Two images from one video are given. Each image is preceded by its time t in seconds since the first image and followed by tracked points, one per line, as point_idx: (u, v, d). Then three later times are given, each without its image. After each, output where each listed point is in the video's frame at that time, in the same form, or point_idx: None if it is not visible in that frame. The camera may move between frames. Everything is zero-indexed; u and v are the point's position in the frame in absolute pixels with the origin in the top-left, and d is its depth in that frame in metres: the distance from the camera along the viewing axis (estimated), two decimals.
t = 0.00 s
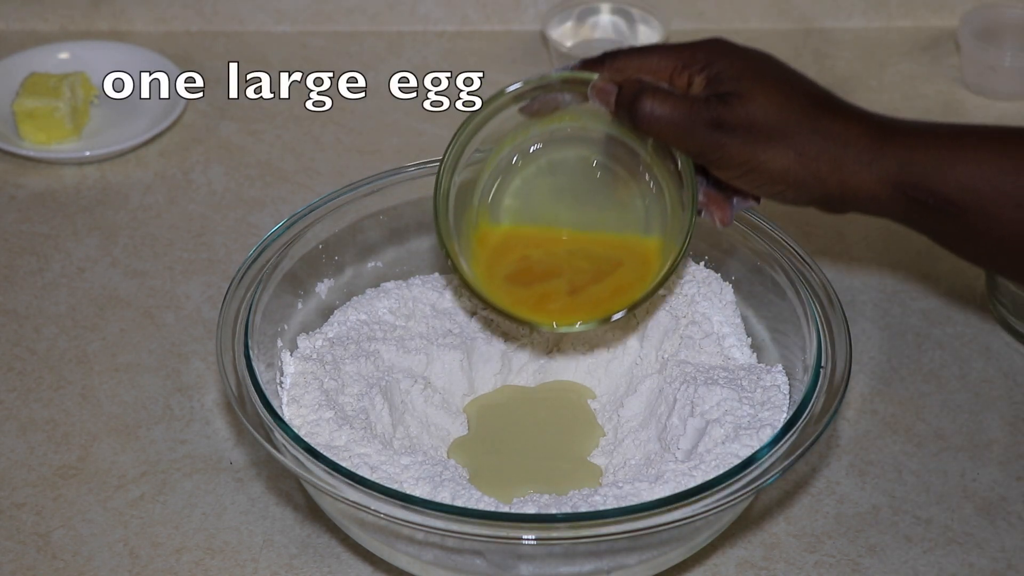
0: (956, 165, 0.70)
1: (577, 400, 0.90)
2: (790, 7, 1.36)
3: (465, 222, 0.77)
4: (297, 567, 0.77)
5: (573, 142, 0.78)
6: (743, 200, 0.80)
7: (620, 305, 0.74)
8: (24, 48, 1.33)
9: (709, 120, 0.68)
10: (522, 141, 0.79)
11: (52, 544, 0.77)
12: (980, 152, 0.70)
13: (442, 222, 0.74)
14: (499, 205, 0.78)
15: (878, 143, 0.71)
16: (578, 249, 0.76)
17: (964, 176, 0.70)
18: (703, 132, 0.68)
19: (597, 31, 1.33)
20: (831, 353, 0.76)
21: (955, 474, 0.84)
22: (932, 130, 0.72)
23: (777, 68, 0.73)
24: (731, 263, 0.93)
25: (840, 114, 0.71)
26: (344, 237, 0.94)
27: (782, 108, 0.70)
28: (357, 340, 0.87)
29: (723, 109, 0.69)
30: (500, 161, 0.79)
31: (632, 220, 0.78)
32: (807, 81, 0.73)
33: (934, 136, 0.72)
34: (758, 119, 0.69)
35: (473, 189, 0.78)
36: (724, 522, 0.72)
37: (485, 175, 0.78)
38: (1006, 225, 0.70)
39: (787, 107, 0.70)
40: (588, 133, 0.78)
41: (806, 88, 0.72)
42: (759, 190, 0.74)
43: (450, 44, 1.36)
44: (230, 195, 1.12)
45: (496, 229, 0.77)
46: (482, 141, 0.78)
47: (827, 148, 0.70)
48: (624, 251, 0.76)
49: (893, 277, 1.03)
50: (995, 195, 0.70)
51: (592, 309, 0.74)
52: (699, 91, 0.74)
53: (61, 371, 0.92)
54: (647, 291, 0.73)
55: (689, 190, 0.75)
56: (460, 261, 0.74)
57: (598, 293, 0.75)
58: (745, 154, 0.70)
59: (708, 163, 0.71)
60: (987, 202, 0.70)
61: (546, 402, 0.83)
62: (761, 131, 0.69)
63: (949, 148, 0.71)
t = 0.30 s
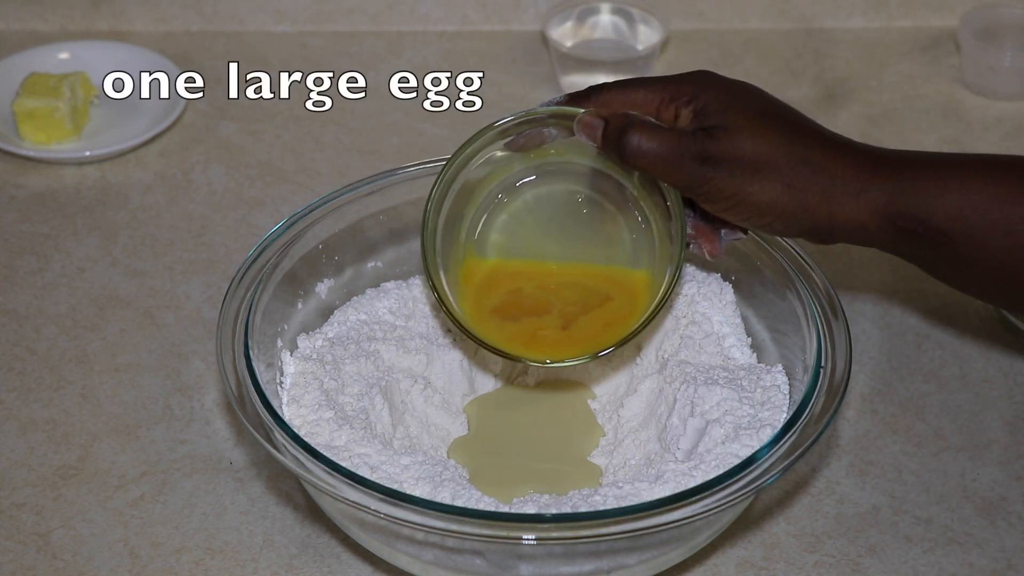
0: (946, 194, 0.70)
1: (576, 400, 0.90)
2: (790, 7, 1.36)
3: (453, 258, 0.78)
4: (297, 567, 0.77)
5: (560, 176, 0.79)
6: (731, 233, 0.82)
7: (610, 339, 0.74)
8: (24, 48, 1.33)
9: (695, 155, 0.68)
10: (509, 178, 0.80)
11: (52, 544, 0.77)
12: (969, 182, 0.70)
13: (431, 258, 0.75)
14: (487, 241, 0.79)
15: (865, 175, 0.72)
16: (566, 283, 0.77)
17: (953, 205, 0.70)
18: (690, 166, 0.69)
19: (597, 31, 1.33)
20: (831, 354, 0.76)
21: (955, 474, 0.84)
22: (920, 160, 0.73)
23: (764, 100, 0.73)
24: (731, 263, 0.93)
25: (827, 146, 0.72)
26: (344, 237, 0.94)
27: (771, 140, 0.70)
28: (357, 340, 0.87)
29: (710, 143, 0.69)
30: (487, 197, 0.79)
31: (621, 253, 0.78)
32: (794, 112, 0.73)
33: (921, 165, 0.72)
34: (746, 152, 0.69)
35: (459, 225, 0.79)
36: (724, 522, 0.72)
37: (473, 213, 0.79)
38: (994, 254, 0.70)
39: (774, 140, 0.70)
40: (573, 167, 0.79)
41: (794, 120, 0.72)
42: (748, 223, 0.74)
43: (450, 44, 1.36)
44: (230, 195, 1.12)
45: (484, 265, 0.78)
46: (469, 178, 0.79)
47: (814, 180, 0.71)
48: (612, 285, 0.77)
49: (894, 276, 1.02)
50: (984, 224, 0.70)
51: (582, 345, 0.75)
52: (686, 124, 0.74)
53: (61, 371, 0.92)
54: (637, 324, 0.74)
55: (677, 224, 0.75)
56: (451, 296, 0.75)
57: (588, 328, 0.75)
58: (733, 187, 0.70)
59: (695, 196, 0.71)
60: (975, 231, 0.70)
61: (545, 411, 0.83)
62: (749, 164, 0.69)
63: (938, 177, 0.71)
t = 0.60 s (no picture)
0: (941, 195, 0.70)
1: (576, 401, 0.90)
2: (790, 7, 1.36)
3: (447, 261, 0.78)
4: (297, 567, 0.77)
5: (553, 177, 0.80)
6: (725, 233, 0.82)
7: (604, 343, 0.74)
8: (24, 48, 1.33)
9: (689, 159, 0.68)
10: (502, 179, 0.80)
11: (52, 544, 0.77)
12: (965, 182, 0.70)
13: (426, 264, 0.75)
14: (481, 244, 0.80)
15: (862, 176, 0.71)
16: (560, 286, 0.78)
17: (948, 206, 0.70)
18: (685, 170, 0.69)
19: (597, 31, 1.33)
20: (831, 354, 0.76)
21: (955, 474, 0.84)
22: (916, 160, 0.73)
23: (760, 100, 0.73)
24: (731, 264, 0.93)
25: (823, 147, 0.71)
26: (344, 238, 0.94)
27: (768, 142, 0.70)
28: (357, 340, 0.87)
29: (704, 146, 0.69)
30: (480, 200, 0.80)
31: (615, 255, 0.79)
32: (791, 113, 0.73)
33: (917, 166, 0.72)
34: (742, 155, 0.69)
35: (453, 228, 0.79)
36: (724, 522, 0.72)
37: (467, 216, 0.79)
38: (988, 256, 0.70)
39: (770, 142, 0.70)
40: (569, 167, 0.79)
41: (790, 121, 0.72)
42: (743, 224, 0.74)
43: (450, 44, 1.36)
44: (230, 195, 1.12)
45: (479, 268, 0.79)
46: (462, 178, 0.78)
47: (811, 181, 0.71)
48: (606, 287, 0.78)
49: (894, 276, 1.02)
50: (979, 225, 0.69)
51: (577, 349, 0.75)
52: (681, 126, 0.74)
53: (61, 371, 0.92)
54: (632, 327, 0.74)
55: (671, 224, 0.74)
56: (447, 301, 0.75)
57: (582, 331, 0.76)
58: (728, 190, 0.70)
59: (691, 198, 0.71)
60: (970, 233, 0.70)
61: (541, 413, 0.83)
62: (745, 168, 0.69)
63: (934, 177, 0.71)
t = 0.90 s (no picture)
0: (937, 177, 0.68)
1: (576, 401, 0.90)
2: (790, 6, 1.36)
3: (443, 250, 0.80)
4: (297, 567, 0.77)
5: (546, 157, 0.80)
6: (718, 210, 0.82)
7: (598, 334, 0.78)
8: (24, 48, 1.33)
9: (678, 149, 0.68)
10: (494, 161, 0.80)
11: (52, 544, 0.77)
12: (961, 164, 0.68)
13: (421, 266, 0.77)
14: (477, 230, 0.81)
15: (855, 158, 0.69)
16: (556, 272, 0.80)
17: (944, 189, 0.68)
18: (674, 160, 0.69)
19: (596, 31, 1.33)
20: (831, 354, 0.76)
21: (955, 474, 0.84)
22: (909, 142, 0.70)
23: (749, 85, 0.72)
24: (732, 264, 0.93)
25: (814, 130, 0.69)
26: (344, 238, 0.94)
27: (756, 127, 0.68)
28: (357, 340, 0.87)
29: (693, 133, 0.69)
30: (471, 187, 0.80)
31: (608, 237, 0.80)
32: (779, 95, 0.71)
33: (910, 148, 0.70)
34: (728, 144, 0.68)
35: (447, 218, 0.80)
36: (724, 522, 0.72)
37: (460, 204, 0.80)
38: (983, 240, 0.68)
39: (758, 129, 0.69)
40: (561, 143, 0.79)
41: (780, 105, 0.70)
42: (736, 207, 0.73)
43: (450, 44, 1.36)
44: (230, 195, 1.12)
45: (475, 255, 0.81)
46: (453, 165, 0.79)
47: (800, 165, 0.69)
48: (600, 270, 0.80)
49: (894, 277, 1.03)
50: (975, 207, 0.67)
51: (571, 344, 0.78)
52: (671, 113, 0.74)
53: (61, 371, 0.92)
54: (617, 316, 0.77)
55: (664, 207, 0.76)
56: (445, 299, 0.78)
57: (577, 323, 0.79)
58: (716, 176, 0.70)
59: (684, 184, 0.72)
60: (963, 217, 0.68)
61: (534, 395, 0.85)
62: (732, 157, 0.69)
63: (927, 159, 0.68)
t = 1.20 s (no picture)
0: (922, 139, 0.68)
1: (576, 398, 0.91)
2: (790, 6, 1.36)
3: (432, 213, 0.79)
4: (297, 567, 0.77)
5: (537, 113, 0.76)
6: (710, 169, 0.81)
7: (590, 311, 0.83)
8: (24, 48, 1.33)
9: (656, 140, 0.67)
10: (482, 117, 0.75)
11: (52, 544, 0.77)
12: (945, 123, 0.68)
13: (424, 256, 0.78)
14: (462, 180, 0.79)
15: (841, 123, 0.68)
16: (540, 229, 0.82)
17: (928, 150, 0.68)
18: (654, 150, 0.68)
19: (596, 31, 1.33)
20: (831, 354, 0.76)
21: (955, 474, 0.84)
22: (890, 97, 0.69)
23: (724, 46, 0.67)
24: (732, 264, 0.93)
25: (798, 96, 0.67)
26: (344, 237, 0.94)
27: (747, 105, 0.65)
28: (357, 340, 0.87)
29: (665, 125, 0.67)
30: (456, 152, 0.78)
31: (594, 202, 0.81)
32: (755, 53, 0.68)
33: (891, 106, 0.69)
34: (709, 129, 0.66)
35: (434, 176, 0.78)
36: (724, 522, 0.72)
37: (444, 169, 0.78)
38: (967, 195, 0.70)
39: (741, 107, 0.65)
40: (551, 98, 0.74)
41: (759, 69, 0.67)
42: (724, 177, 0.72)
43: (450, 44, 1.36)
44: (230, 195, 1.12)
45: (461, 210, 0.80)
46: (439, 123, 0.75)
47: (793, 137, 0.67)
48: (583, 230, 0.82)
49: (893, 277, 1.03)
50: (961, 167, 0.68)
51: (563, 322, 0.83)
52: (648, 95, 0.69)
53: (61, 371, 0.92)
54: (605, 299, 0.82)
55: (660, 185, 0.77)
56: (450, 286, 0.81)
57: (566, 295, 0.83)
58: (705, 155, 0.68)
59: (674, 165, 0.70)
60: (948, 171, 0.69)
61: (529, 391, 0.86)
62: (724, 136, 0.66)
63: (913, 120, 0.68)
